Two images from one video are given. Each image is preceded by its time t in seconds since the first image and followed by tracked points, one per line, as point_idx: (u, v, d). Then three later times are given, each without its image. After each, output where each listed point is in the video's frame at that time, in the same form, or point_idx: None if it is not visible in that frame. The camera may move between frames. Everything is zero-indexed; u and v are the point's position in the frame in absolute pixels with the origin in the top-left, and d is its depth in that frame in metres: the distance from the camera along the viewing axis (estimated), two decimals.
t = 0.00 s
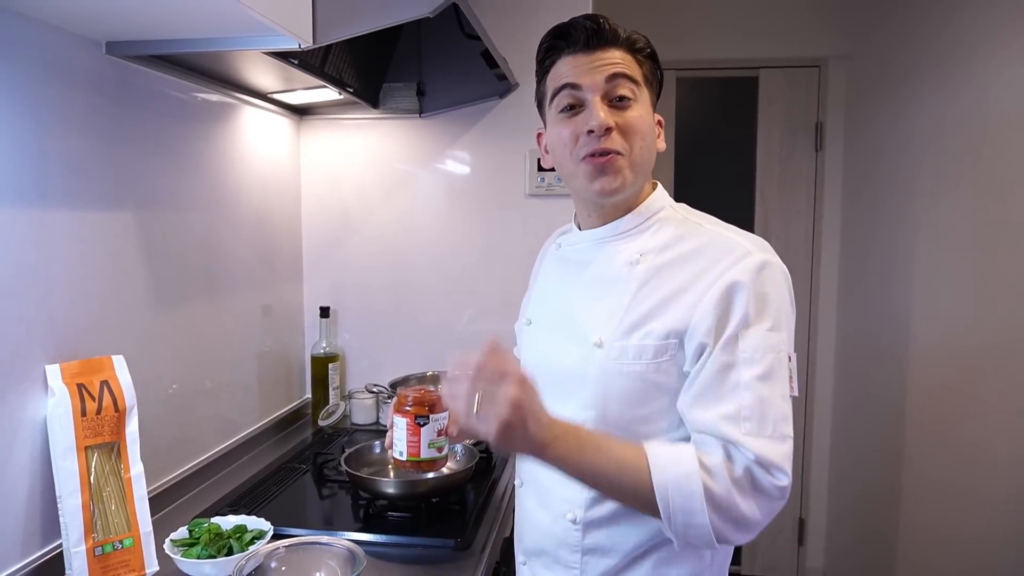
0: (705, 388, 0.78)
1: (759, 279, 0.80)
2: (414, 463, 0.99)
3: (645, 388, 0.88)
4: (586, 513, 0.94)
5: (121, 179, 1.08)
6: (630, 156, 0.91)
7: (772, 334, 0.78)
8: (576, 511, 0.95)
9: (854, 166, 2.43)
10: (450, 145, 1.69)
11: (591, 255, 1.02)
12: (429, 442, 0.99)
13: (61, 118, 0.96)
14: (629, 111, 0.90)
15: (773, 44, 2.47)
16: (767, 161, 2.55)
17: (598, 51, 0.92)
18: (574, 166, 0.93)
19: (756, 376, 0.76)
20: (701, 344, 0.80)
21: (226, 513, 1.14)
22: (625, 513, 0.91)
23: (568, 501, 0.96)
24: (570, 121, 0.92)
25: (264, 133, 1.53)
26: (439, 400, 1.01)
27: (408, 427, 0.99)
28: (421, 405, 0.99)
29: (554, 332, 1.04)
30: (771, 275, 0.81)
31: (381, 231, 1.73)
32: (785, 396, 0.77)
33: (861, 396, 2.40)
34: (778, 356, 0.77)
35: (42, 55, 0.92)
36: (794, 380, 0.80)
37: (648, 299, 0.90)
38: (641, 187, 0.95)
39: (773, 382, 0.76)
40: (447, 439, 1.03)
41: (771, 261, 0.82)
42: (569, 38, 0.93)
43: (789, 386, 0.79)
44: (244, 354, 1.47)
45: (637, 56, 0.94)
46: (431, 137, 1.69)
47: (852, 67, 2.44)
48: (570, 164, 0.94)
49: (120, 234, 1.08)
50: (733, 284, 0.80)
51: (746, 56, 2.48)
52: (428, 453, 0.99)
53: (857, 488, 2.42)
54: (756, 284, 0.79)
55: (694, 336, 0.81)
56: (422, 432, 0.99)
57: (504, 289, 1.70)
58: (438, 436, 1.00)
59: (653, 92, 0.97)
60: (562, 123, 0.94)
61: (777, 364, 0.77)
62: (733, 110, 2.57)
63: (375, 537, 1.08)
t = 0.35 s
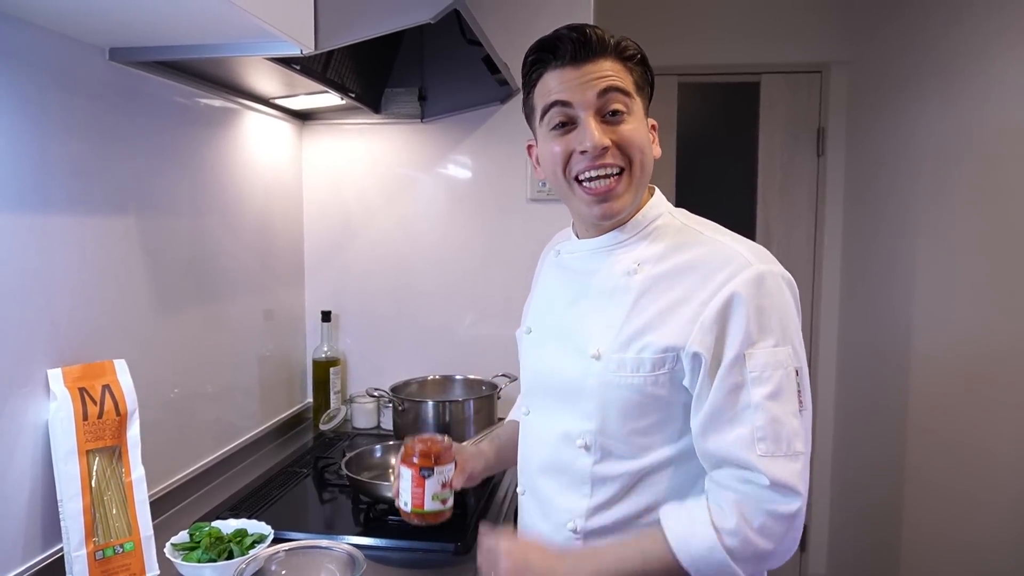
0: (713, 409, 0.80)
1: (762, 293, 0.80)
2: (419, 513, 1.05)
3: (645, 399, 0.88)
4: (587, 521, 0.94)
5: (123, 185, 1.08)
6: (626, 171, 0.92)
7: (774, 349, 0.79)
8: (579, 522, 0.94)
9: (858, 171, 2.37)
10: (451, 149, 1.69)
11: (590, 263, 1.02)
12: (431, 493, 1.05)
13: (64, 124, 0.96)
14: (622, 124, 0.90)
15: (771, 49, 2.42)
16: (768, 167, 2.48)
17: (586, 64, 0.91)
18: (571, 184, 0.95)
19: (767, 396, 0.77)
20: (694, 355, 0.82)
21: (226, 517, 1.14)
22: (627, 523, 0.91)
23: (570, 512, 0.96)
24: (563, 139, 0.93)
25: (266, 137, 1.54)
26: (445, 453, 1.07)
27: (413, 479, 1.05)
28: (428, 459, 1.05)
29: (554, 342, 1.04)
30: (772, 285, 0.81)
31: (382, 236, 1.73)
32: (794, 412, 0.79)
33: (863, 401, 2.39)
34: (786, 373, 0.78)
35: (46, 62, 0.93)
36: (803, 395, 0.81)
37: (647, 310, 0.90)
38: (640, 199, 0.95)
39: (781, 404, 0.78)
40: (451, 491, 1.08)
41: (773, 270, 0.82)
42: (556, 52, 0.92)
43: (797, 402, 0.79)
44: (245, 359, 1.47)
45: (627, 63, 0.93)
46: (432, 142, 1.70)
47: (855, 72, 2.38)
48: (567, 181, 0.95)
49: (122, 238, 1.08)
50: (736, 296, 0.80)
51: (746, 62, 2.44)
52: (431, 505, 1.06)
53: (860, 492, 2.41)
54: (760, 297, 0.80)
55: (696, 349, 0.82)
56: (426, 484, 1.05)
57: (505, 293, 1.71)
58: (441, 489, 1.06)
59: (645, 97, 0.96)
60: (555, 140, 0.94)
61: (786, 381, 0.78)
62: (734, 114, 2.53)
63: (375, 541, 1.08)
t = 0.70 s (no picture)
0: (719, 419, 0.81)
1: (769, 298, 0.80)
2: None
3: (649, 407, 0.88)
4: (594, 528, 0.94)
5: (130, 187, 1.09)
6: (622, 187, 0.90)
7: (777, 354, 0.79)
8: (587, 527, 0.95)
9: (864, 166, 2.37)
10: (456, 148, 1.69)
11: (591, 268, 1.01)
12: (424, 565, 0.92)
13: (71, 127, 0.97)
14: (619, 141, 0.88)
15: (775, 44, 2.40)
16: (773, 163, 2.48)
17: (580, 77, 0.86)
18: (565, 201, 0.92)
19: (774, 404, 0.79)
20: (700, 363, 0.82)
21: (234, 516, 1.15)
22: (636, 529, 0.91)
23: (579, 519, 0.96)
24: (555, 157, 0.90)
25: (271, 138, 1.54)
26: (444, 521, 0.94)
27: (407, 546, 0.93)
28: (425, 526, 0.92)
29: (556, 349, 1.04)
30: (776, 288, 0.81)
31: (387, 236, 1.74)
32: (801, 414, 0.80)
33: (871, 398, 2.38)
34: (791, 378, 0.79)
35: (52, 66, 0.94)
36: (810, 400, 0.82)
37: (650, 318, 0.90)
38: (636, 209, 0.94)
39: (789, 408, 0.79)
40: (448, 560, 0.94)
41: (776, 273, 0.82)
42: (546, 62, 0.87)
43: (802, 404, 0.81)
44: (252, 360, 1.48)
45: (623, 72, 0.89)
46: (437, 141, 1.70)
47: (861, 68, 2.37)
48: (562, 198, 0.92)
49: (129, 240, 1.09)
50: (742, 303, 0.80)
51: (751, 58, 2.42)
52: None
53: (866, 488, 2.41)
54: (765, 302, 0.80)
55: (703, 358, 0.82)
56: (420, 554, 0.92)
57: (510, 292, 1.71)
58: (436, 559, 0.92)
59: (641, 103, 0.93)
60: (546, 156, 0.91)
61: (792, 384, 0.79)
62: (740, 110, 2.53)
63: (381, 540, 1.09)
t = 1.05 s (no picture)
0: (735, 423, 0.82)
1: (781, 302, 0.81)
2: None
3: (659, 411, 0.88)
4: (603, 537, 0.94)
5: (136, 188, 1.10)
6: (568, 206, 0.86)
7: (790, 356, 0.80)
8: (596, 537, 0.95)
9: (867, 167, 2.38)
10: (460, 150, 1.70)
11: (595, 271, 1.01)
12: None
13: (77, 128, 0.98)
14: (549, 161, 0.84)
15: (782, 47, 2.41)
16: (778, 164, 2.48)
17: (505, 103, 0.86)
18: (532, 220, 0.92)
19: (785, 408, 0.80)
20: (711, 367, 0.82)
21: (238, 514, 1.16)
22: (643, 536, 0.91)
23: (587, 527, 0.96)
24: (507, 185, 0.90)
25: (276, 140, 1.55)
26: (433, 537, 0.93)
27: (394, 560, 0.93)
28: (413, 542, 0.91)
29: (564, 353, 1.03)
30: (788, 289, 0.82)
31: (391, 237, 1.74)
32: (811, 417, 0.81)
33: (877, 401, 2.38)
34: (802, 380, 0.80)
35: (60, 68, 0.95)
36: (818, 401, 0.83)
37: (658, 321, 0.90)
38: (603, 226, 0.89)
39: (800, 409, 0.80)
40: None
41: (787, 273, 0.83)
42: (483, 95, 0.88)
43: (812, 406, 0.82)
44: (256, 360, 1.48)
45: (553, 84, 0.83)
46: (441, 143, 1.70)
47: (864, 70, 2.39)
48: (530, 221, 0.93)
49: (135, 240, 1.10)
50: (755, 305, 0.81)
51: (757, 60, 2.43)
52: None
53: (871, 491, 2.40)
54: (777, 303, 0.81)
55: (713, 362, 0.82)
56: (405, 569, 0.91)
57: (514, 293, 1.71)
58: None
59: (589, 109, 0.84)
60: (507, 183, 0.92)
61: (803, 387, 0.81)
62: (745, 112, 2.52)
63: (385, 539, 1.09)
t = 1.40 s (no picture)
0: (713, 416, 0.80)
1: (745, 284, 0.77)
2: None
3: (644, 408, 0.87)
4: (613, 518, 0.96)
5: (154, 178, 1.11)
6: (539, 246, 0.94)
7: (771, 339, 0.76)
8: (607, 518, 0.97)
9: (885, 157, 2.37)
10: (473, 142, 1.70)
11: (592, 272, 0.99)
12: (414, 566, 0.92)
13: (97, 120, 0.99)
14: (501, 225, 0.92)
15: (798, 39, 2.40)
16: (792, 156, 2.48)
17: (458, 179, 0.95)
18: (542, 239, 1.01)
19: (761, 392, 0.75)
20: (683, 363, 0.81)
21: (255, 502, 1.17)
22: (654, 517, 0.93)
23: (600, 509, 0.98)
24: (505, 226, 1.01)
25: (292, 133, 1.57)
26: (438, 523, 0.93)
27: (400, 546, 0.93)
28: (418, 528, 0.92)
29: (571, 349, 1.04)
30: (759, 270, 0.78)
31: (406, 228, 1.75)
32: (800, 404, 0.76)
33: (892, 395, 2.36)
34: (783, 365, 0.75)
35: (80, 60, 0.97)
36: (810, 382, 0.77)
37: (640, 319, 0.88)
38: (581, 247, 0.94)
39: (779, 396, 0.75)
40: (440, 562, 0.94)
41: (761, 254, 0.78)
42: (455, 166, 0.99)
43: (801, 393, 0.76)
44: (272, 350, 1.50)
45: (471, 164, 0.89)
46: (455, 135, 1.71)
47: (882, 62, 2.38)
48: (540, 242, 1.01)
49: (153, 230, 1.12)
50: (723, 293, 0.78)
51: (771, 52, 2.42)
52: None
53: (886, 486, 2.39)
54: (746, 286, 0.77)
55: (684, 358, 0.80)
56: (410, 554, 0.92)
57: (528, 285, 1.72)
58: (426, 560, 0.92)
59: (504, 173, 0.87)
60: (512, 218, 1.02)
61: (784, 371, 0.75)
62: (760, 104, 2.51)
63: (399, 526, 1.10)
